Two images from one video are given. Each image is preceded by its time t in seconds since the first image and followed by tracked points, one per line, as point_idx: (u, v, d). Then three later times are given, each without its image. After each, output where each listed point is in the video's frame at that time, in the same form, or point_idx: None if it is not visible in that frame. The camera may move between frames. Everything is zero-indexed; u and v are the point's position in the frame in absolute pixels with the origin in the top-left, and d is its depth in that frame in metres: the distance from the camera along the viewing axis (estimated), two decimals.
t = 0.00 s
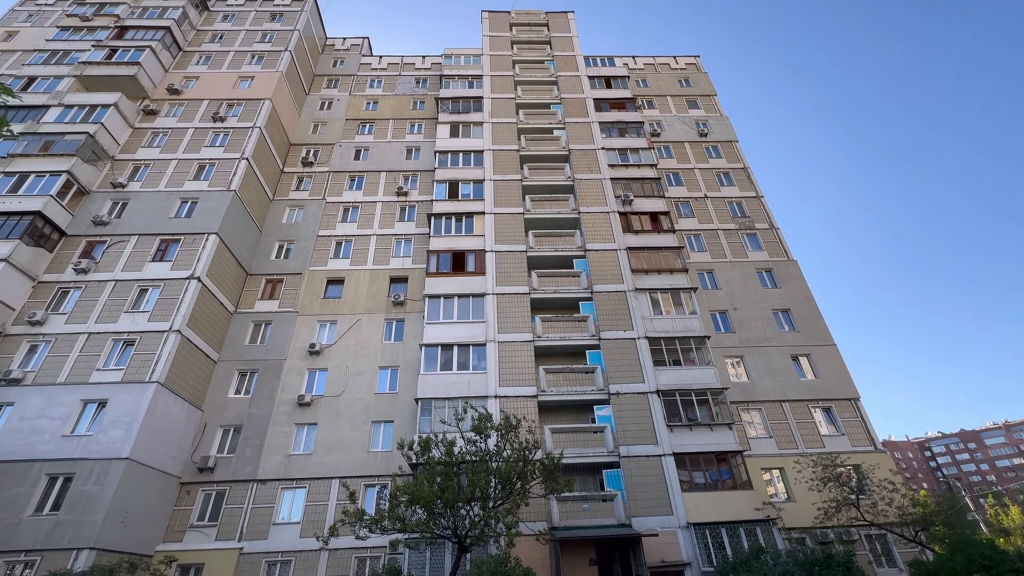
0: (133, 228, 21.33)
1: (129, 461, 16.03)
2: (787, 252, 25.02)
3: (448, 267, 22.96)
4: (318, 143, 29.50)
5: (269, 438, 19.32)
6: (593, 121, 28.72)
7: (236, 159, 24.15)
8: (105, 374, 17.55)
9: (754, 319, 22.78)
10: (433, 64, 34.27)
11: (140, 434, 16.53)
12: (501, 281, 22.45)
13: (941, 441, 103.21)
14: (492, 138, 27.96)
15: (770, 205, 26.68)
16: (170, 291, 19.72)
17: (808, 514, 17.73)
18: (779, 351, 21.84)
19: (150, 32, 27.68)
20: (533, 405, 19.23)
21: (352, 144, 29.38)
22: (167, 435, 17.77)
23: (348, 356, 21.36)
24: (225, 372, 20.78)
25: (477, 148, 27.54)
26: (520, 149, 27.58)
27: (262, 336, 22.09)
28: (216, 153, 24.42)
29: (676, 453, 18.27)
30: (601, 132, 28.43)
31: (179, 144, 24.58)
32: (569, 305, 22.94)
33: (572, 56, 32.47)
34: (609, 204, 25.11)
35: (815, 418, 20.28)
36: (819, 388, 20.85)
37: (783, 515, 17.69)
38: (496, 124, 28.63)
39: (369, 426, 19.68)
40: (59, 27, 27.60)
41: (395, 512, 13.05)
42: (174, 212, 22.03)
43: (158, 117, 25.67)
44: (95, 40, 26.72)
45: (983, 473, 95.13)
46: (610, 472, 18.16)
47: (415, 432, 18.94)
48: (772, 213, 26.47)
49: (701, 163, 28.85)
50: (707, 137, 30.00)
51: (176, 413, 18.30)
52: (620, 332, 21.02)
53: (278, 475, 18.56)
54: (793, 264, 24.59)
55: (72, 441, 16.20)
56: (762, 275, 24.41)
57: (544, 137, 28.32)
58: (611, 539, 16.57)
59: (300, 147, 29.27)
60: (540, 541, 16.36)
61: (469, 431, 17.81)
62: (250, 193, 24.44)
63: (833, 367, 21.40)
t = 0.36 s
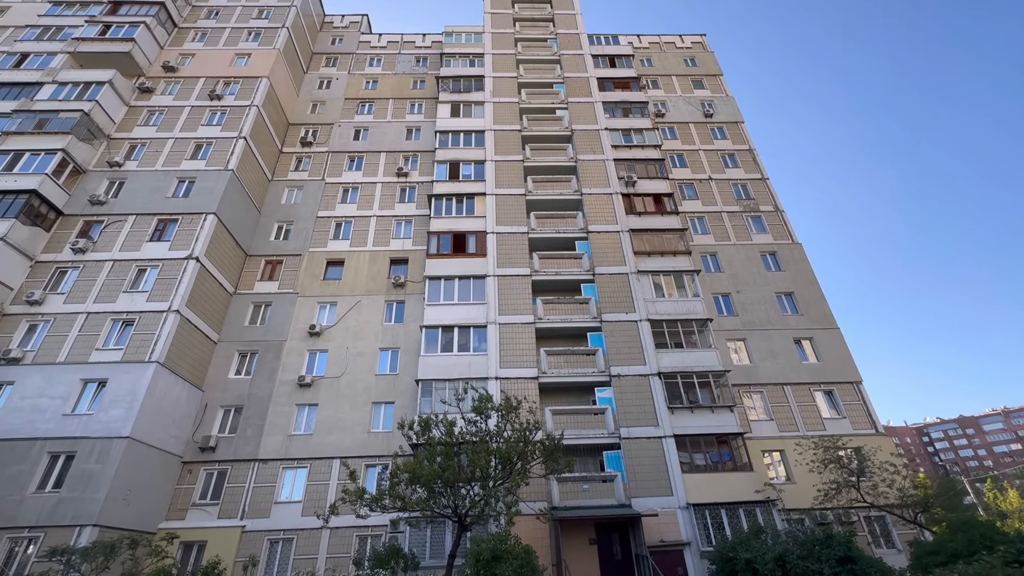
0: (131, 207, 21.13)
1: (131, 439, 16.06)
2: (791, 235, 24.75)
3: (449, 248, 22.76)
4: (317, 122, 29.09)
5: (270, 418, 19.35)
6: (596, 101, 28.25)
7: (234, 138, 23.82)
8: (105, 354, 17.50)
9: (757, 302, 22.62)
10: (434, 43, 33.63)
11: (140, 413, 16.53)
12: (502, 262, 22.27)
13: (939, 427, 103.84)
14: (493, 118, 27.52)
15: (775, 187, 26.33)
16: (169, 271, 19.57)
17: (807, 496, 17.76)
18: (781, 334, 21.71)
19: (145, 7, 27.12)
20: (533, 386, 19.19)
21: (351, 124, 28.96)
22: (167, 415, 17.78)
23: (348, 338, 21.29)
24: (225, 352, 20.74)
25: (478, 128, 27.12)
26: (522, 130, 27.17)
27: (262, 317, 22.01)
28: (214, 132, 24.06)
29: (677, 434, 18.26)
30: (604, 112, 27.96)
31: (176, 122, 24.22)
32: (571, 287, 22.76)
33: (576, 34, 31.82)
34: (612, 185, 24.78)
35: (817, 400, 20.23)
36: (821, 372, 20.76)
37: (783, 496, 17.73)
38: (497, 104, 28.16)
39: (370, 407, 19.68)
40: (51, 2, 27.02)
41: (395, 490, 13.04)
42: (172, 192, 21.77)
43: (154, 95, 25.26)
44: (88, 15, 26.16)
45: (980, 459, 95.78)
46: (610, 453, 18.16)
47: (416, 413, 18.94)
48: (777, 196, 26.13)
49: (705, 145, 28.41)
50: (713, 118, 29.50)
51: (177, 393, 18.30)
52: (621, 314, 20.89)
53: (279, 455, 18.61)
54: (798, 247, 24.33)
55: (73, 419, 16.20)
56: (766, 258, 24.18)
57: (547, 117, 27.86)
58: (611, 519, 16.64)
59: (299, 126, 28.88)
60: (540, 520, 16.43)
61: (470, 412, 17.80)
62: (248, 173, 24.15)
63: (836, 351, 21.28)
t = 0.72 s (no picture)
0: (124, 183, 20.77)
1: (129, 417, 15.99)
2: (797, 215, 24.38)
3: (449, 227, 22.43)
4: (314, 99, 28.51)
5: (269, 397, 19.28)
6: (600, 77, 27.60)
7: (229, 114, 23.32)
8: (101, 332, 17.35)
9: (760, 283, 22.36)
10: (433, 17, 32.78)
11: (138, 390, 16.43)
12: (502, 242, 21.96)
13: (937, 410, 104.44)
14: (494, 94, 26.92)
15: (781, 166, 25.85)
16: (165, 249, 19.31)
17: (807, 476, 17.74)
18: (784, 316, 21.50)
19: None
20: (533, 366, 19.06)
21: (349, 100, 28.36)
22: (165, 393, 17.69)
23: (347, 317, 21.12)
24: (223, 331, 20.59)
25: (479, 104, 26.54)
26: (524, 106, 26.59)
27: (260, 296, 21.81)
28: (208, 107, 23.55)
29: (678, 415, 18.18)
30: (608, 88, 27.33)
31: (169, 97, 23.70)
32: (572, 267, 22.50)
33: (579, 8, 30.97)
34: (615, 164, 24.33)
35: (818, 382, 20.11)
36: (824, 353, 20.60)
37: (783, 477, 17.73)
38: (498, 80, 27.53)
39: (369, 386, 19.60)
40: None
41: (394, 469, 12.96)
42: (166, 168, 21.38)
43: (146, 69, 24.67)
44: None
45: (976, 442, 96.52)
46: (610, 433, 18.10)
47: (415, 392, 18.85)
48: (783, 175, 25.67)
49: (711, 123, 27.83)
50: (719, 96, 28.86)
51: (175, 371, 18.18)
52: (623, 294, 20.66)
53: (278, 433, 18.57)
54: (803, 228, 23.98)
55: (71, 397, 16.11)
56: (770, 239, 23.85)
57: (549, 94, 27.25)
58: (610, 499, 16.65)
59: (295, 102, 28.31)
60: (540, 499, 16.43)
61: (470, 391, 17.70)
62: (244, 150, 23.71)
63: (839, 333, 21.10)
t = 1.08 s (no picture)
0: (120, 160, 20.43)
1: (129, 395, 15.94)
2: (803, 196, 24.04)
3: (450, 207, 22.13)
4: (312, 75, 27.95)
5: (270, 376, 19.23)
6: (604, 54, 26.99)
7: (225, 89, 22.85)
8: (100, 310, 17.22)
9: (764, 264, 22.15)
10: None
11: (138, 369, 16.36)
12: (504, 222, 21.69)
13: (935, 395, 104.97)
14: (496, 71, 26.35)
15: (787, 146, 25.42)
16: (162, 227, 19.07)
17: (808, 457, 17.75)
18: (788, 298, 21.32)
19: None
20: (535, 346, 18.96)
21: (348, 76, 27.79)
22: (166, 372, 17.63)
23: (348, 297, 20.97)
24: (223, 310, 20.47)
25: (480, 81, 26.00)
26: (526, 83, 26.05)
27: (259, 275, 21.62)
28: (204, 82, 23.07)
29: (679, 396, 18.13)
30: (612, 65, 26.74)
31: (164, 72, 23.20)
32: (574, 248, 22.26)
33: None
34: (619, 143, 23.91)
35: (821, 364, 20.02)
36: (827, 336, 20.48)
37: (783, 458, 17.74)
38: (500, 56, 26.93)
39: (370, 366, 19.53)
40: None
41: (395, 447, 12.93)
42: (162, 145, 21.02)
43: (140, 43, 24.11)
44: None
45: (973, 426, 97.22)
46: (611, 414, 18.08)
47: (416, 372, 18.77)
48: (790, 156, 25.26)
49: (717, 101, 27.30)
50: (725, 73, 28.26)
51: (174, 350, 18.10)
52: (626, 275, 20.46)
53: (279, 412, 18.56)
54: (808, 209, 23.67)
55: (70, 375, 16.05)
56: (775, 221, 23.56)
57: (552, 70, 26.67)
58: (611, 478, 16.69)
59: (293, 79, 27.77)
60: (541, 478, 16.47)
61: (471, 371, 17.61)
62: (241, 127, 23.29)
63: (842, 315, 20.95)
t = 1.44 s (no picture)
0: (115, 140, 20.07)
1: (129, 378, 15.82)
2: (810, 179, 23.68)
3: (451, 189, 21.80)
4: (310, 54, 27.40)
5: (271, 359, 19.11)
6: (609, 33, 26.38)
7: (221, 68, 22.38)
8: (97, 292, 17.02)
9: (769, 249, 21.89)
10: None
11: (137, 351, 16.22)
12: (506, 204, 21.38)
13: (934, 381, 105.37)
14: (498, 50, 25.79)
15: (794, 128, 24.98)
16: (160, 208, 18.79)
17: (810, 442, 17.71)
18: (793, 283, 21.10)
19: None
20: (537, 330, 18.81)
21: (347, 56, 27.22)
22: (165, 354, 17.51)
23: (348, 280, 20.76)
24: (222, 294, 20.28)
25: (482, 61, 25.45)
26: (529, 63, 25.50)
27: (258, 258, 21.39)
28: (200, 61, 22.57)
29: (682, 380, 18.03)
30: (617, 45, 26.17)
31: (158, 50, 22.68)
32: (577, 231, 21.98)
33: None
34: (623, 124, 23.48)
35: (825, 349, 19.88)
36: (832, 321, 20.30)
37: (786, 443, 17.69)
38: (502, 35, 26.34)
39: (371, 349, 19.40)
40: None
41: (397, 430, 12.84)
42: (158, 125, 20.62)
43: (133, 20, 23.54)
44: None
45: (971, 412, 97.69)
46: (614, 398, 17.99)
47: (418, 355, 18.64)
48: (797, 138, 24.83)
49: (723, 82, 26.77)
50: (733, 53, 27.66)
51: (174, 333, 17.95)
52: (629, 259, 20.21)
53: (281, 395, 18.49)
54: (815, 193, 23.34)
55: (69, 357, 15.93)
56: (781, 204, 23.24)
57: (555, 50, 26.10)
58: (613, 461, 16.67)
59: (291, 58, 27.24)
60: (543, 461, 16.43)
61: (473, 354, 17.47)
62: (238, 106, 22.85)
63: (848, 299, 20.75)
